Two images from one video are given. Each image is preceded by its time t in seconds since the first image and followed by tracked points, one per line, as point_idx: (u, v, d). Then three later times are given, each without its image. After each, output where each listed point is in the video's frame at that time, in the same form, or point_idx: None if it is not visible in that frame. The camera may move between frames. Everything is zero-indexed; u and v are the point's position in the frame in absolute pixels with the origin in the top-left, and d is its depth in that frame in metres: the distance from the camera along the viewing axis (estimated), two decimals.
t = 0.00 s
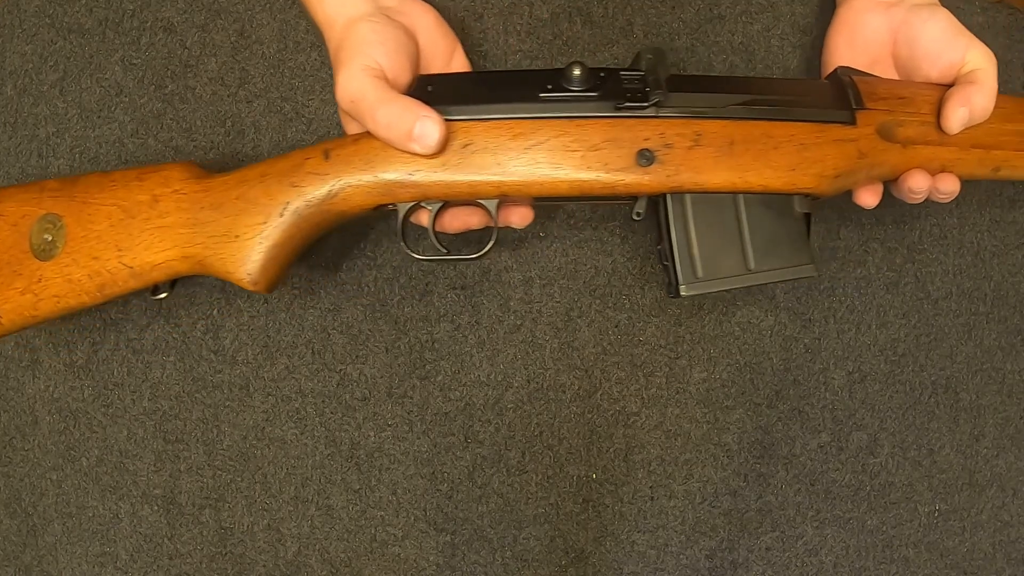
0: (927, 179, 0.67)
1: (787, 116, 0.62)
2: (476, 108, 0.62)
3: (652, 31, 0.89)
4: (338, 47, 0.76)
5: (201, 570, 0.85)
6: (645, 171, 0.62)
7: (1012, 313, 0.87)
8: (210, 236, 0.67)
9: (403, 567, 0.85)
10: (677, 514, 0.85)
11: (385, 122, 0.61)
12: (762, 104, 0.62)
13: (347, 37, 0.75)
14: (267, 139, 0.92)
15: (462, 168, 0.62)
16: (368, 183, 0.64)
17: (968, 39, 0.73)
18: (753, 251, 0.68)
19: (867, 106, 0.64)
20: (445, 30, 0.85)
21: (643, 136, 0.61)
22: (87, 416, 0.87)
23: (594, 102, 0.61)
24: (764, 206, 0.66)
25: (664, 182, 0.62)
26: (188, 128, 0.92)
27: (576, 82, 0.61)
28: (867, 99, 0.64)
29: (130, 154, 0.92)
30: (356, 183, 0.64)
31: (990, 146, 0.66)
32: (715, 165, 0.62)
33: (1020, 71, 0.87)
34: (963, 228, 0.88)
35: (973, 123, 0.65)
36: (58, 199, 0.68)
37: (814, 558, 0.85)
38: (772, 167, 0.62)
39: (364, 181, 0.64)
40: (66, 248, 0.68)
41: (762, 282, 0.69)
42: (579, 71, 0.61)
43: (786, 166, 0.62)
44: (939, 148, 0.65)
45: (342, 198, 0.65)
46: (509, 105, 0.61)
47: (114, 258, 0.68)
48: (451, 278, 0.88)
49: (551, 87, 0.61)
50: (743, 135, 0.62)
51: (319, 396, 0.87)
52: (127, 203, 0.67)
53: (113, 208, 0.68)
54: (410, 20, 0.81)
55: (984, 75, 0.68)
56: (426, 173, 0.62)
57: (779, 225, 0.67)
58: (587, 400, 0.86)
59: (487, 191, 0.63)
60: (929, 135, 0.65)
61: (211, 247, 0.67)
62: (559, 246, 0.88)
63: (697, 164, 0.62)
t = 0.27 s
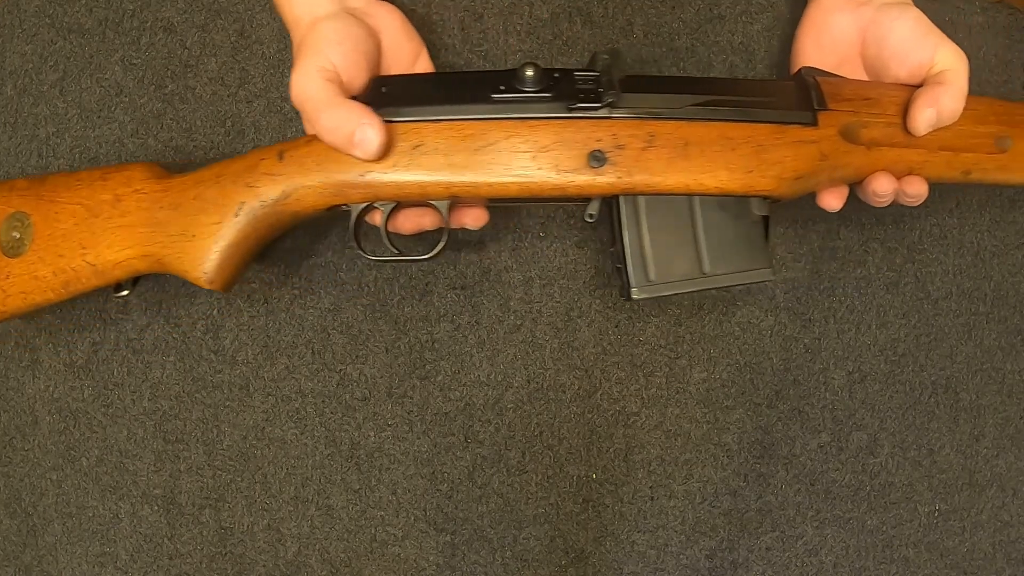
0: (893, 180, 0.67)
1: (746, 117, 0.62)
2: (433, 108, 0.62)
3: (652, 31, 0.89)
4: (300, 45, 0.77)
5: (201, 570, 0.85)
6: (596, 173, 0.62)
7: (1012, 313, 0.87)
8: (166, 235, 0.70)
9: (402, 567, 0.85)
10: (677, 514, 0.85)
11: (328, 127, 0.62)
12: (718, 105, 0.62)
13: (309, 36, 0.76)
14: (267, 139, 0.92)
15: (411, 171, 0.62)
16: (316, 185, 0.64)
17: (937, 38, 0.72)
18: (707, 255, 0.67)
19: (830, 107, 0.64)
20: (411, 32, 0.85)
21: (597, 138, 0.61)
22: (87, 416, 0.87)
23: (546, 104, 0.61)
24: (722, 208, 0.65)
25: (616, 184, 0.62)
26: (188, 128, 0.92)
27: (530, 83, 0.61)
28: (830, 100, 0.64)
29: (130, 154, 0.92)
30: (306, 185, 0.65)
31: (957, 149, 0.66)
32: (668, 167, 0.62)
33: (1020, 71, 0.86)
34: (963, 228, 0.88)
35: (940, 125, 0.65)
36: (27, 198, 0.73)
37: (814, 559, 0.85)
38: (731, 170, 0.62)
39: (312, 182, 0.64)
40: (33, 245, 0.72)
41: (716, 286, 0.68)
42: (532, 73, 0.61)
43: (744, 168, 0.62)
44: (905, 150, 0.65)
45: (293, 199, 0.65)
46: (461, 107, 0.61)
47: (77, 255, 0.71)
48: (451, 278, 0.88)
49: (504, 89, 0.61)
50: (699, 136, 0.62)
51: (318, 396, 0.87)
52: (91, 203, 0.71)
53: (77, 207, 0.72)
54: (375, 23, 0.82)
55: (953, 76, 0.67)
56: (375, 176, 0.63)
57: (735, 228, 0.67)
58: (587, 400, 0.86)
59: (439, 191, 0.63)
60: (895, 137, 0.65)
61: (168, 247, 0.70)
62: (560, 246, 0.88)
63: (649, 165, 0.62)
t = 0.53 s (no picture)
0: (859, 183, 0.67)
1: (701, 119, 0.62)
2: (388, 113, 0.62)
3: (652, 31, 0.89)
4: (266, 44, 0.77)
5: (201, 570, 0.85)
6: (547, 176, 0.62)
7: (1012, 313, 0.87)
8: (137, 236, 0.71)
9: (402, 567, 0.85)
10: (677, 514, 0.85)
11: (276, 129, 0.64)
12: (672, 106, 0.62)
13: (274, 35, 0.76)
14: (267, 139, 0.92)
15: (365, 174, 0.63)
16: (277, 188, 0.66)
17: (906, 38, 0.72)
18: (658, 260, 0.69)
19: (790, 110, 0.63)
20: (379, 35, 0.85)
21: (550, 141, 0.62)
22: (87, 416, 0.87)
23: (499, 107, 0.62)
24: (675, 210, 0.67)
25: (566, 188, 0.62)
26: (188, 128, 0.92)
27: (483, 87, 0.62)
28: (790, 102, 0.63)
29: (130, 154, 0.92)
30: (267, 187, 0.66)
31: (925, 152, 0.65)
32: (621, 170, 0.62)
33: (1020, 71, 0.86)
34: (963, 228, 0.88)
35: (907, 126, 0.64)
36: (5, 198, 0.74)
37: (814, 559, 0.85)
38: (689, 174, 0.62)
39: (273, 186, 0.66)
40: (12, 244, 0.73)
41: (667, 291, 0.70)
42: (486, 77, 0.62)
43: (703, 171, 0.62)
44: (871, 154, 0.64)
45: (256, 201, 0.67)
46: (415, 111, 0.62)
47: (52, 254, 0.73)
48: (451, 278, 0.88)
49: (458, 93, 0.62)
50: (653, 138, 0.61)
51: (318, 396, 0.87)
52: (66, 204, 0.73)
53: (52, 207, 0.73)
54: (343, 25, 0.82)
55: (921, 76, 0.66)
56: (331, 178, 0.63)
57: (687, 231, 0.68)
58: (587, 400, 0.86)
59: (393, 196, 0.64)
60: (860, 140, 0.64)
61: (139, 247, 0.71)
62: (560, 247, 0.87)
63: (602, 168, 0.62)
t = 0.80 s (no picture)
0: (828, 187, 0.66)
1: (662, 125, 0.62)
2: (349, 121, 0.62)
3: (652, 31, 0.89)
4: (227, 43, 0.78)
5: (201, 570, 0.85)
6: (506, 185, 0.62)
7: (1012, 313, 0.87)
8: (108, 246, 0.71)
9: (402, 568, 0.85)
10: (677, 514, 0.85)
11: (213, 130, 0.65)
12: (634, 112, 0.62)
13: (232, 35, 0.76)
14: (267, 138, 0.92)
15: (326, 184, 0.63)
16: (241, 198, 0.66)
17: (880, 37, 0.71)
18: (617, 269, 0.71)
19: (754, 114, 0.63)
20: (343, 38, 0.84)
21: (508, 149, 0.61)
22: (87, 416, 0.87)
23: (459, 115, 0.62)
24: (635, 221, 0.69)
25: (525, 197, 0.62)
26: (188, 128, 0.92)
27: (444, 95, 0.62)
28: (755, 106, 0.63)
29: (130, 154, 0.92)
30: (231, 198, 0.66)
31: (895, 156, 0.64)
32: (581, 178, 0.62)
33: (1020, 71, 0.87)
34: (963, 228, 0.88)
35: (877, 127, 0.63)
36: None
37: (814, 558, 0.85)
38: (651, 182, 0.62)
39: (237, 196, 0.65)
40: None
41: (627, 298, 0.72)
42: (445, 84, 0.62)
43: (664, 178, 0.62)
44: (838, 158, 0.64)
45: (221, 212, 0.67)
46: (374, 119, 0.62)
47: (28, 264, 0.72)
48: (451, 278, 0.88)
49: (418, 100, 0.62)
50: (613, 145, 0.61)
51: (318, 396, 0.87)
52: (39, 213, 0.72)
53: (26, 217, 0.72)
54: (305, 28, 0.81)
55: (893, 76, 0.66)
56: (295, 187, 0.63)
57: (651, 244, 0.70)
58: (587, 400, 0.86)
59: (353, 205, 0.64)
60: (827, 144, 0.64)
61: (111, 257, 0.72)
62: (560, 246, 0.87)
63: (562, 178, 0.62)
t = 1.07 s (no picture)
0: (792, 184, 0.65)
1: (616, 124, 0.61)
2: (302, 122, 0.62)
3: (652, 31, 0.89)
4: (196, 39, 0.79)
5: (201, 570, 0.85)
6: (457, 187, 0.62)
7: (1012, 313, 0.86)
8: (71, 251, 0.72)
9: (402, 568, 0.85)
10: (677, 514, 0.85)
11: (165, 115, 0.68)
12: (587, 112, 0.61)
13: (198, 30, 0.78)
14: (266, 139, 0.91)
15: (280, 188, 0.63)
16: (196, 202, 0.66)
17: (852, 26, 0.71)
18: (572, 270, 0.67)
19: (713, 111, 0.62)
20: (309, 39, 0.85)
21: (459, 150, 0.61)
22: (87, 416, 0.87)
23: (410, 116, 0.61)
24: (591, 219, 0.66)
25: (476, 199, 0.62)
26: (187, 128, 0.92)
27: (396, 97, 0.61)
28: (714, 103, 0.62)
29: (130, 154, 0.92)
30: (187, 202, 0.66)
31: (861, 152, 0.62)
32: (533, 178, 0.61)
33: (1020, 72, 0.87)
34: (963, 228, 0.87)
35: (843, 112, 0.62)
36: None
37: (814, 558, 0.85)
38: (606, 180, 0.61)
39: (194, 201, 0.66)
40: None
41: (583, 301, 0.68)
42: (397, 86, 0.61)
43: (618, 178, 0.61)
44: (800, 153, 0.62)
45: (178, 217, 0.67)
46: (328, 122, 0.62)
47: None
48: (451, 278, 0.87)
49: (370, 103, 0.62)
50: (565, 145, 0.61)
51: (319, 396, 0.87)
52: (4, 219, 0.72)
53: None
54: (271, 29, 0.82)
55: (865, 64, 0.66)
56: (250, 191, 0.63)
57: (609, 240, 0.67)
58: (587, 400, 0.86)
59: (305, 209, 0.64)
60: (788, 141, 0.62)
61: (74, 263, 0.72)
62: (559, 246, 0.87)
63: (514, 179, 0.61)
